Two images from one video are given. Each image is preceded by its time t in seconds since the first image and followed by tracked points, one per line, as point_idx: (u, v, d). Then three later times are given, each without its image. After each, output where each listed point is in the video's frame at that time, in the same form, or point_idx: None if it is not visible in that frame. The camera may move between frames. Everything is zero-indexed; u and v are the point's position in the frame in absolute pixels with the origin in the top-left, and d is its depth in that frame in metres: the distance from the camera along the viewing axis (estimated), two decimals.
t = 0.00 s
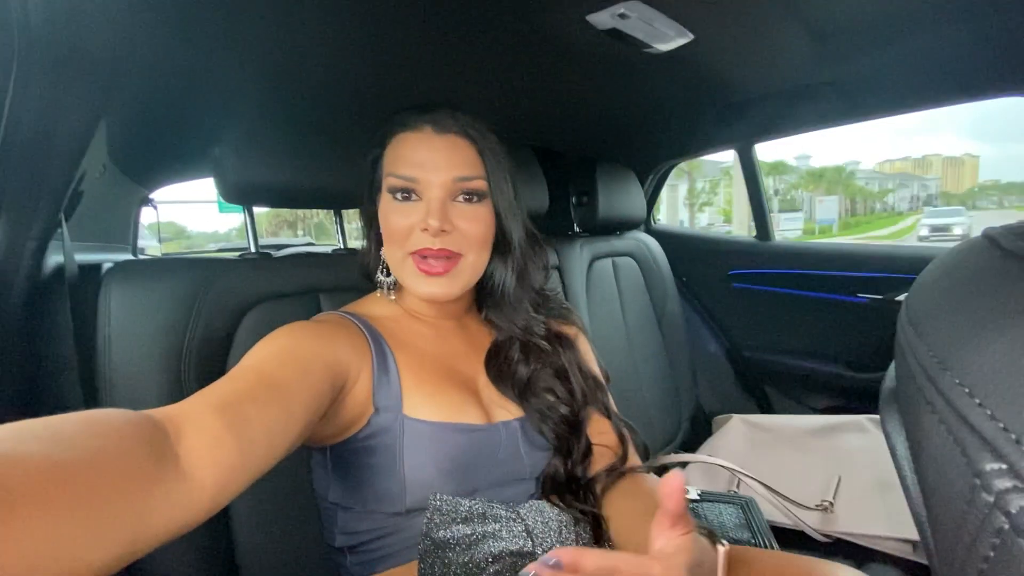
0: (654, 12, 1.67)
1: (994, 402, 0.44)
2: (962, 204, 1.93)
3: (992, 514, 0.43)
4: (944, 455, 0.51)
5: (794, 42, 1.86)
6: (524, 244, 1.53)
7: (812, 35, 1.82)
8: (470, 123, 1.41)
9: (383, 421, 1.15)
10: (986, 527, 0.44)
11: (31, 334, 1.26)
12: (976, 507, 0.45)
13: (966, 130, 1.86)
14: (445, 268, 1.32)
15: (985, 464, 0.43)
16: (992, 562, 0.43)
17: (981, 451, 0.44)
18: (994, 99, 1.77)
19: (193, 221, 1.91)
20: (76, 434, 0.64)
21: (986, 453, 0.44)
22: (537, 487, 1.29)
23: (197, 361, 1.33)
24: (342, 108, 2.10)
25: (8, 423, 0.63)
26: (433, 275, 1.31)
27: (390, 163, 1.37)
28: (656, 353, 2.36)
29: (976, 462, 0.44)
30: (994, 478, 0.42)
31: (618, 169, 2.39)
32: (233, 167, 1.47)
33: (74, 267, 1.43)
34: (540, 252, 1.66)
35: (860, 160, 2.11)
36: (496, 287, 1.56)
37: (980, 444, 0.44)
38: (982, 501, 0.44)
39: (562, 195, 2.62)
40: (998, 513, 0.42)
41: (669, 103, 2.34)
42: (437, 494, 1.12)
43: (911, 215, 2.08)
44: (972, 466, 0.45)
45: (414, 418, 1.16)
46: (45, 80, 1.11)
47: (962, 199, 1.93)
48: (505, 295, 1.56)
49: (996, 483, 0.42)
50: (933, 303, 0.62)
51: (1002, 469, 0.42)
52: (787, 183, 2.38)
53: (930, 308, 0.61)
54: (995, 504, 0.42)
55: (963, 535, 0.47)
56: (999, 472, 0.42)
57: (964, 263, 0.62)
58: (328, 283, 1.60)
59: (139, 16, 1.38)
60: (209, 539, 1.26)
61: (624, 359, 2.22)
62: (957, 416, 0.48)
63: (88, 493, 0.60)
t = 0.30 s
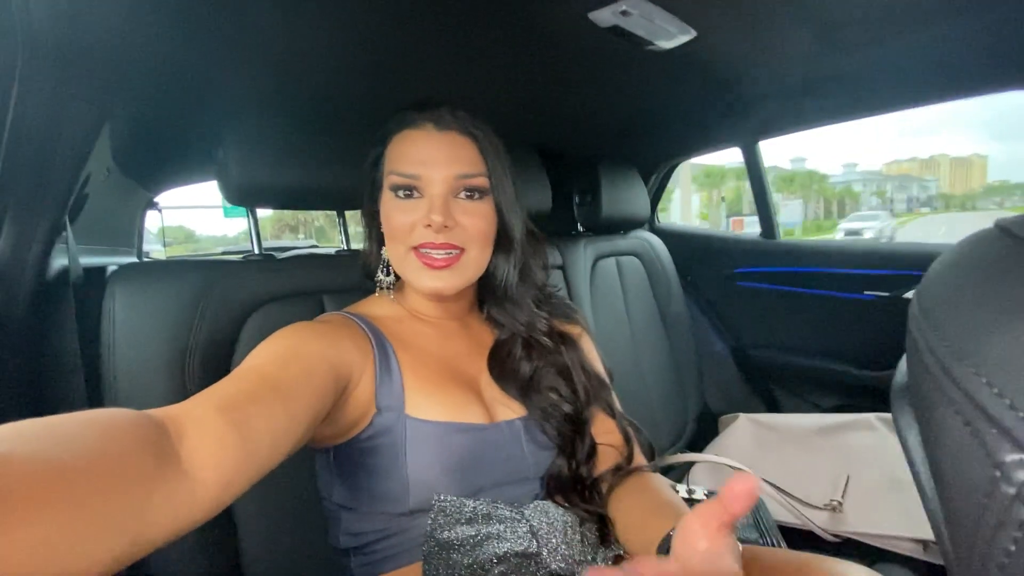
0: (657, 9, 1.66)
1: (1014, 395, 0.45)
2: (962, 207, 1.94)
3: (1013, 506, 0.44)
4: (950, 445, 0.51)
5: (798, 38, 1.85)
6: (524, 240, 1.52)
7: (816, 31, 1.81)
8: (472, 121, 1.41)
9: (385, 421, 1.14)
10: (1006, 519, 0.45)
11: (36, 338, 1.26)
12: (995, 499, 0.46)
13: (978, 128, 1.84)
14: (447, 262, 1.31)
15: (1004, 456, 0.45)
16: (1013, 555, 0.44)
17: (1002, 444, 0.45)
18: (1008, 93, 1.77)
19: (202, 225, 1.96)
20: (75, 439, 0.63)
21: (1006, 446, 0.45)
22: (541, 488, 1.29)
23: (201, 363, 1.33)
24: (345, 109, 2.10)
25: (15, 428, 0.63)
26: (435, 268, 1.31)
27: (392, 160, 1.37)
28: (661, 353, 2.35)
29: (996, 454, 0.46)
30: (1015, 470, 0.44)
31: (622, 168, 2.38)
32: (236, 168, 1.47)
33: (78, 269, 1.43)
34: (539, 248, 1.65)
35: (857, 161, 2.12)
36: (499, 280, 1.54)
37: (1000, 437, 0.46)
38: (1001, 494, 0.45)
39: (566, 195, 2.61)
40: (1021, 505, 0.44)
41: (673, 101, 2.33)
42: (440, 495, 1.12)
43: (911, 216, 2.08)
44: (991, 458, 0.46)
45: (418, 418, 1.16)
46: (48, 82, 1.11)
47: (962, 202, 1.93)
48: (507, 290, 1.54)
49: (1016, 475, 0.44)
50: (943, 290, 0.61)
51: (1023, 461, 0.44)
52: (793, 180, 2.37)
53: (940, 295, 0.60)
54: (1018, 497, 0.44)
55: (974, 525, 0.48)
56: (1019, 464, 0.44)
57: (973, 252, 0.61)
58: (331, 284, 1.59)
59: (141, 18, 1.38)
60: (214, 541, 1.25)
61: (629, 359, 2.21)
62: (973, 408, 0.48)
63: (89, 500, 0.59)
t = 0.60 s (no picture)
0: (657, 12, 1.67)
1: (1003, 403, 0.44)
2: (952, 212, 1.95)
3: (997, 514, 0.43)
4: (945, 456, 0.50)
5: (798, 41, 1.86)
6: (519, 242, 1.53)
7: (816, 34, 1.81)
8: (467, 124, 1.41)
9: (382, 423, 1.15)
10: (992, 528, 0.43)
11: (36, 336, 1.26)
12: (981, 508, 0.44)
13: (982, 133, 1.82)
14: (445, 268, 1.32)
15: (991, 464, 0.43)
16: (997, 564, 0.43)
17: (988, 452, 0.44)
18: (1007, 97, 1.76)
19: (203, 224, 2.02)
20: (53, 435, 0.62)
21: (991, 453, 0.44)
22: (538, 488, 1.29)
23: (200, 362, 1.33)
24: (345, 108, 2.10)
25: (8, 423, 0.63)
26: (435, 273, 1.31)
27: (387, 166, 1.36)
28: (659, 354, 2.35)
29: (983, 462, 0.44)
30: (1000, 478, 0.42)
31: (621, 169, 2.39)
32: (236, 168, 1.47)
33: (78, 267, 1.44)
34: (535, 250, 1.66)
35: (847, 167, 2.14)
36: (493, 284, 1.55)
37: (988, 445, 0.44)
38: (987, 501, 0.44)
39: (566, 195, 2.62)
40: (1005, 512, 0.42)
41: (673, 103, 2.33)
42: (437, 496, 1.12)
43: (899, 221, 2.11)
44: (979, 467, 0.45)
45: (414, 421, 1.16)
46: (48, 83, 1.11)
47: (953, 208, 1.94)
48: (501, 292, 1.55)
49: (1002, 483, 0.42)
50: (937, 302, 0.61)
51: (1007, 468, 0.42)
52: (791, 184, 2.37)
53: (934, 307, 0.60)
54: (1001, 504, 0.42)
55: (966, 538, 0.46)
56: (1004, 471, 0.42)
57: (969, 264, 0.60)
58: (329, 284, 1.60)
59: (142, 17, 1.38)
60: (213, 540, 1.26)
61: (628, 360, 2.22)
62: (963, 418, 0.48)
63: (51, 499, 0.57)
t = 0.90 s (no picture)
0: (650, 15, 1.68)
1: (988, 385, 0.46)
2: (943, 215, 1.94)
3: (985, 492, 0.45)
4: (933, 438, 0.51)
5: (791, 43, 1.87)
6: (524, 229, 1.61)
7: (808, 35, 1.82)
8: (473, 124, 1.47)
9: (381, 421, 1.15)
10: (980, 505, 0.45)
11: (33, 342, 1.26)
12: (969, 486, 0.46)
13: (981, 135, 1.81)
14: (478, 253, 1.33)
15: (978, 444, 0.45)
16: (985, 540, 0.45)
17: (976, 432, 0.46)
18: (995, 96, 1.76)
19: (203, 234, 1.92)
20: (72, 432, 0.64)
21: (980, 433, 0.45)
22: (538, 489, 1.29)
23: (198, 367, 1.33)
24: (341, 114, 2.11)
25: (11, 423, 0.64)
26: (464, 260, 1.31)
27: (404, 161, 1.38)
28: (657, 356, 2.36)
29: (970, 442, 0.46)
30: (988, 456, 0.44)
31: (617, 173, 2.40)
32: (233, 173, 1.47)
33: (75, 274, 1.44)
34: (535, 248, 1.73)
35: (834, 171, 2.16)
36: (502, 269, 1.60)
37: (974, 425, 0.46)
38: (975, 480, 0.45)
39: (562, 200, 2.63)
40: (992, 490, 0.44)
41: (668, 106, 2.34)
42: (439, 499, 1.11)
43: (885, 224, 2.11)
44: (965, 447, 0.47)
45: (412, 419, 1.16)
46: (43, 90, 1.12)
47: (937, 210, 1.94)
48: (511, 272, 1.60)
49: (990, 461, 0.44)
50: (925, 288, 0.62)
51: (995, 447, 0.44)
52: (788, 189, 2.39)
53: (923, 293, 0.61)
54: (989, 482, 0.44)
55: (953, 516, 0.48)
56: (992, 451, 0.44)
57: (956, 251, 0.61)
58: (327, 288, 1.60)
59: (138, 24, 1.39)
60: (211, 544, 1.26)
61: (626, 363, 2.22)
62: (950, 399, 0.49)
63: (79, 493, 0.59)
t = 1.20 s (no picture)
0: (650, 16, 1.68)
1: (989, 390, 0.46)
2: (932, 218, 1.97)
3: (986, 497, 0.44)
4: (934, 443, 0.51)
5: (790, 43, 1.87)
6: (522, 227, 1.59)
7: (807, 36, 1.82)
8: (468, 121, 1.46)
9: (380, 424, 1.15)
10: (981, 510, 0.45)
11: (30, 343, 1.26)
12: (970, 491, 0.46)
13: (984, 137, 1.79)
14: (460, 249, 1.32)
15: (979, 448, 0.45)
16: (987, 546, 0.44)
17: (977, 437, 0.45)
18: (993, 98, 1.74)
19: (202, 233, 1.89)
20: (72, 436, 0.64)
21: (980, 438, 0.45)
22: (538, 493, 1.29)
23: (196, 368, 1.33)
24: (341, 114, 2.10)
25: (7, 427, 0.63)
26: (447, 256, 1.31)
27: (397, 157, 1.38)
28: (656, 357, 2.36)
29: (971, 447, 0.46)
30: (989, 461, 0.44)
31: (616, 173, 2.40)
32: (231, 174, 1.47)
33: (73, 275, 1.43)
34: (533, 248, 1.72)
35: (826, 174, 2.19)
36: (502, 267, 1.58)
37: (975, 429, 0.46)
38: (976, 485, 0.45)
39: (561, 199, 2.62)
40: (993, 495, 0.44)
41: (667, 106, 2.34)
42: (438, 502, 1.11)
43: (876, 225, 2.14)
44: (967, 451, 0.46)
45: (413, 421, 1.16)
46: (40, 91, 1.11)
47: (927, 213, 1.97)
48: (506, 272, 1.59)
49: (991, 466, 0.44)
50: (926, 291, 0.61)
51: (996, 452, 0.44)
52: (786, 190, 2.39)
53: (923, 296, 0.61)
54: (991, 487, 0.44)
55: (954, 522, 0.48)
56: (993, 455, 0.44)
57: (956, 254, 0.61)
58: (326, 289, 1.60)
59: (135, 23, 1.38)
60: (209, 545, 1.25)
61: (625, 363, 2.22)
62: (951, 403, 0.49)
63: (81, 496, 0.59)
